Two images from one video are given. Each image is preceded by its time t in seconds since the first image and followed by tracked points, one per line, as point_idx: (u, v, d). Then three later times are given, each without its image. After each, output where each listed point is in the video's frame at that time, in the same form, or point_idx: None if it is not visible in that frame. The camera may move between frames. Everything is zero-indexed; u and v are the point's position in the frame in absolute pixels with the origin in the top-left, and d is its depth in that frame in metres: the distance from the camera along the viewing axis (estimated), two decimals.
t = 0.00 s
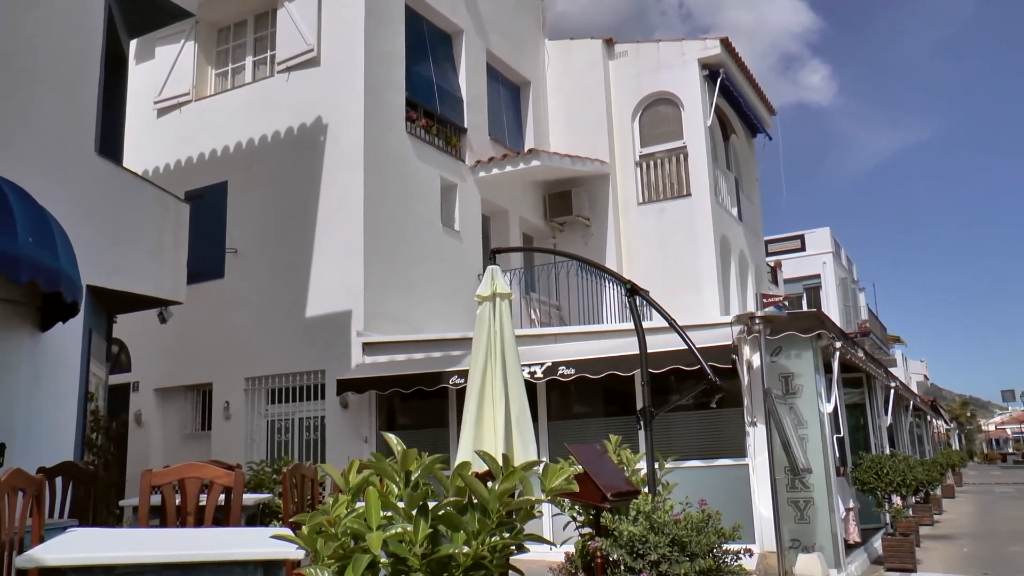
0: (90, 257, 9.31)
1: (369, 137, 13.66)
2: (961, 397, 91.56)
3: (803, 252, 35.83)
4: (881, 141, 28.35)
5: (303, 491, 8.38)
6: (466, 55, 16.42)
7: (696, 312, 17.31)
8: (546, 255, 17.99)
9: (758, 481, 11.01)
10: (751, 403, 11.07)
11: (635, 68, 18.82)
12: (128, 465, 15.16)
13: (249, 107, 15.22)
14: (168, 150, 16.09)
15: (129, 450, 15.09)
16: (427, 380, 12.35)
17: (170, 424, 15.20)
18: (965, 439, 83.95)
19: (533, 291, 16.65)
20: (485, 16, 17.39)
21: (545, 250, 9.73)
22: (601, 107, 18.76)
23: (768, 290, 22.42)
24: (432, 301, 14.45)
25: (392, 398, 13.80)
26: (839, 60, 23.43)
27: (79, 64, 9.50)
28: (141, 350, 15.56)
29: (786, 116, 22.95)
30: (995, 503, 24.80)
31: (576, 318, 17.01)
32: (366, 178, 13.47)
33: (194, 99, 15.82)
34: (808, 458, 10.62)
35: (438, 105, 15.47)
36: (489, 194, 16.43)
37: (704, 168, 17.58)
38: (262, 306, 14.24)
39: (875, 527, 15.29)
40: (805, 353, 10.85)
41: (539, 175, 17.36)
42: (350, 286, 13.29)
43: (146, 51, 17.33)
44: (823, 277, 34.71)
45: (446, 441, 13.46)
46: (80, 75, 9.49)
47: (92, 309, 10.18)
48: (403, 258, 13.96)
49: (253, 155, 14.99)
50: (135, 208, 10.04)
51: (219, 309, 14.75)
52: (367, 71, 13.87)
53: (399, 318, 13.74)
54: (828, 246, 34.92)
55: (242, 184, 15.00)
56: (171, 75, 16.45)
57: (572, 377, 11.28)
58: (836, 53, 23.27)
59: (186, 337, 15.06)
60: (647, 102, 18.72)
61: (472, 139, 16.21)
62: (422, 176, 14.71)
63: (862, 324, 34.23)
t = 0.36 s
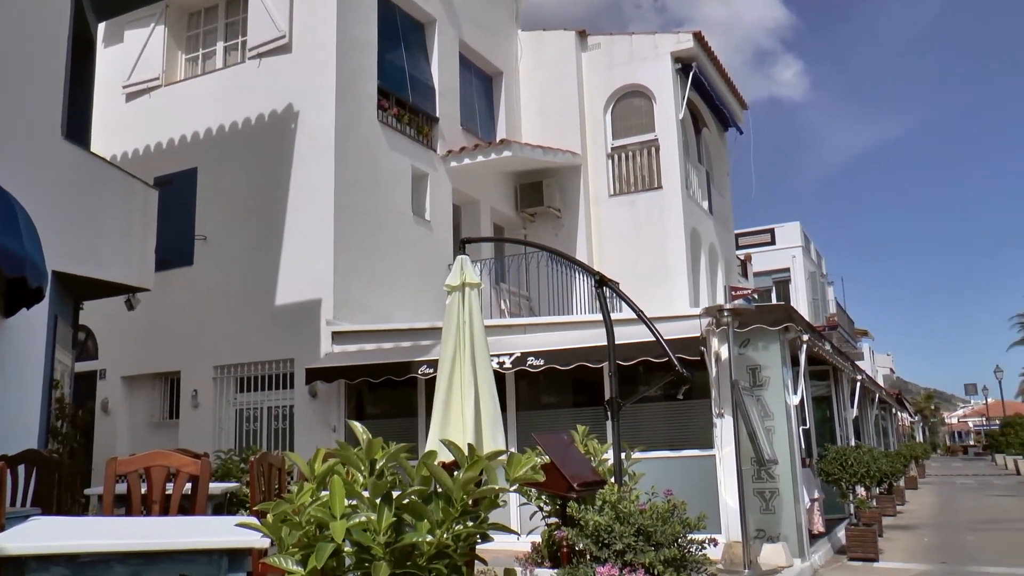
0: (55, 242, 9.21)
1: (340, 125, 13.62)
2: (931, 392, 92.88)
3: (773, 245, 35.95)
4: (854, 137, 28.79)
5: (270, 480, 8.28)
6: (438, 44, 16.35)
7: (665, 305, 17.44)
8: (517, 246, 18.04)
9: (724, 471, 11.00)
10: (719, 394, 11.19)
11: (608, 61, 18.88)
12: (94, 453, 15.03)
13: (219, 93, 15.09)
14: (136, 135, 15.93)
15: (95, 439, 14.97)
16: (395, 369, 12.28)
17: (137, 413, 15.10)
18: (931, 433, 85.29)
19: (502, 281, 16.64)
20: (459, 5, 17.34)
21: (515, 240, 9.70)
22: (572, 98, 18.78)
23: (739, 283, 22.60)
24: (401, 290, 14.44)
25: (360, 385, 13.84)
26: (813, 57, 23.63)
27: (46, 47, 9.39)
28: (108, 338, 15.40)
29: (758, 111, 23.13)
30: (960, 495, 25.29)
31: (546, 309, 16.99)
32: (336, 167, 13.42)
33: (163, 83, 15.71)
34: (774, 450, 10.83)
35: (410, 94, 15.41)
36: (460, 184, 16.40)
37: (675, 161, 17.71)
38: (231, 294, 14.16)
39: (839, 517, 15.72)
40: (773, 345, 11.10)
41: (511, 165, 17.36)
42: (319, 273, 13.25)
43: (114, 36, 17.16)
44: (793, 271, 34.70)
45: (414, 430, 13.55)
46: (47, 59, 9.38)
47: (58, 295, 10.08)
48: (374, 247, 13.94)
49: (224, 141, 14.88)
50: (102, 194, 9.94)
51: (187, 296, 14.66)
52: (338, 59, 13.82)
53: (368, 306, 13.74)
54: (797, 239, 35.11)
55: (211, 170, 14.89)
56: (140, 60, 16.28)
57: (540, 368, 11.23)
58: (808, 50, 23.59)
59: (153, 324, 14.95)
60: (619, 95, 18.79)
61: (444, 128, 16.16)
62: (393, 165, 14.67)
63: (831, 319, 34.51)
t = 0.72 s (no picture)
0: (19, 226, 9.10)
1: (312, 113, 13.56)
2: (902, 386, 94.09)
3: (743, 238, 36.18)
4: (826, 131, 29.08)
5: (239, 469, 8.24)
6: (412, 33, 16.28)
7: (635, 296, 17.52)
8: (489, 237, 18.07)
9: (692, 461, 11.23)
10: (687, 386, 11.33)
11: (581, 52, 18.92)
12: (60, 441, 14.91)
13: (189, 78, 14.97)
14: (105, 119, 15.76)
15: (61, 426, 14.84)
16: (364, 358, 12.41)
17: (104, 400, 14.98)
18: (901, 427, 86.48)
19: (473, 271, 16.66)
20: None
21: (484, 231, 9.69)
22: (546, 89, 18.78)
23: (710, 276, 22.76)
24: (372, 279, 14.44)
25: (330, 375, 14.04)
26: (786, 51, 23.82)
27: (12, 28, 9.26)
28: (76, 324, 15.27)
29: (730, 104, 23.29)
30: (925, 486, 25.68)
31: (516, 299, 16.93)
32: (308, 155, 13.37)
33: (133, 67, 15.55)
34: (741, 441, 10.98)
35: (383, 83, 15.35)
36: (432, 173, 16.38)
37: (647, 153, 17.83)
38: (201, 281, 14.08)
39: (804, 508, 16.03)
40: (741, 337, 11.20)
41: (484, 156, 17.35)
42: (290, 261, 13.21)
43: (82, 18, 16.94)
44: (763, 264, 34.97)
45: (382, 419, 13.88)
46: (14, 40, 9.26)
47: (24, 280, 9.96)
48: (345, 236, 13.92)
49: (194, 127, 14.77)
50: (68, 178, 9.83)
51: (156, 283, 14.56)
52: (311, 46, 13.76)
53: (340, 295, 13.73)
54: (768, 233, 35.37)
55: (182, 157, 14.78)
56: (110, 43, 16.12)
57: (509, 358, 11.32)
58: (781, 43, 23.60)
59: (121, 310, 14.85)
60: (592, 87, 18.86)
61: (417, 117, 16.12)
62: (365, 154, 14.64)
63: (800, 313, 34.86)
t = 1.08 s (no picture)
0: None
1: (285, 100, 13.47)
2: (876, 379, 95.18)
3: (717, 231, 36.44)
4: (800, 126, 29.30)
5: (208, 458, 8.19)
6: (386, 21, 16.19)
7: (607, 287, 17.60)
8: (462, 226, 18.05)
9: (662, 451, 11.35)
10: (657, 377, 11.43)
11: (556, 43, 18.91)
12: (27, 428, 14.79)
13: (161, 63, 14.83)
14: (75, 104, 15.60)
15: (28, 414, 14.72)
16: (336, 348, 12.46)
17: (73, 387, 14.86)
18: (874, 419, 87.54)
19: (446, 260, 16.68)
20: None
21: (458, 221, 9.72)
22: (521, 80, 18.76)
23: (681, 268, 22.96)
24: (345, 268, 14.40)
25: (302, 363, 14.11)
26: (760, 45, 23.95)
27: None
28: (45, 310, 15.15)
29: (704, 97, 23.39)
30: (894, 477, 26.06)
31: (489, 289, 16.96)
32: (281, 143, 13.29)
33: (104, 51, 15.38)
34: (712, 432, 11.10)
35: (357, 71, 15.27)
36: (406, 162, 16.33)
37: (621, 145, 17.89)
38: (172, 268, 13.98)
39: (772, 497, 16.25)
40: (712, 328, 11.36)
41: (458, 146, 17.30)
42: (262, 249, 13.14)
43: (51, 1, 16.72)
44: (736, 256, 35.23)
45: (354, 407, 13.98)
46: None
47: None
48: (318, 225, 13.88)
49: (165, 113, 14.63)
50: (36, 163, 9.72)
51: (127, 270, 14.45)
52: (284, 33, 13.66)
53: (311, 284, 13.67)
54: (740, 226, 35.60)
55: (153, 143, 14.64)
56: (80, 26, 15.93)
57: (481, 348, 11.54)
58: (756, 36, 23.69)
59: (90, 297, 14.73)
60: (566, 78, 18.88)
61: (391, 106, 16.05)
62: (338, 142, 14.57)
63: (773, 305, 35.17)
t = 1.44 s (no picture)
0: None
1: (258, 88, 13.37)
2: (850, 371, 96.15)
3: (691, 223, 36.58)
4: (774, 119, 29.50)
5: (180, 447, 8.12)
6: (362, 9, 16.09)
7: (580, 279, 17.67)
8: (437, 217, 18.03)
9: (634, 442, 11.48)
10: (630, 368, 11.53)
11: (531, 34, 18.90)
12: None
13: (132, 49, 14.67)
14: (44, 89, 15.39)
15: None
16: (309, 338, 12.44)
17: (42, 377, 14.73)
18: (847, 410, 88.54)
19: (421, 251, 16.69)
20: None
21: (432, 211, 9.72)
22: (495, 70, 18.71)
23: (655, 260, 23.08)
24: (318, 258, 14.35)
25: (275, 352, 14.11)
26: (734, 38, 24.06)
27: None
28: (13, 298, 14.99)
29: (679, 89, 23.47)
30: (863, 468, 26.39)
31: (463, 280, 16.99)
32: (254, 131, 13.20)
33: (74, 37, 15.19)
34: (684, 422, 11.23)
35: (331, 60, 15.18)
36: (379, 152, 16.27)
37: (595, 137, 17.91)
38: (143, 257, 13.88)
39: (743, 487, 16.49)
40: (685, 320, 11.52)
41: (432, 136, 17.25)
42: (234, 238, 13.07)
43: None
44: (709, 248, 35.46)
45: (327, 397, 14.01)
46: None
47: None
48: (292, 214, 13.82)
49: (136, 100, 14.48)
50: (6, 149, 9.61)
51: (97, 258, 14.33)
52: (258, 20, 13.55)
53: (284, 273, 13.61)
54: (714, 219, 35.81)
55: (124, 130, 14.49)
56: (49, 11, 15.70)
57: (453, 338, 11.49)
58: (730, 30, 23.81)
59: (60, 285, 14.59)
60: (541, 69, 18.85)
61: (365, 95, 15.98)
62: (312, 131, 14.49)
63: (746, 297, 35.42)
